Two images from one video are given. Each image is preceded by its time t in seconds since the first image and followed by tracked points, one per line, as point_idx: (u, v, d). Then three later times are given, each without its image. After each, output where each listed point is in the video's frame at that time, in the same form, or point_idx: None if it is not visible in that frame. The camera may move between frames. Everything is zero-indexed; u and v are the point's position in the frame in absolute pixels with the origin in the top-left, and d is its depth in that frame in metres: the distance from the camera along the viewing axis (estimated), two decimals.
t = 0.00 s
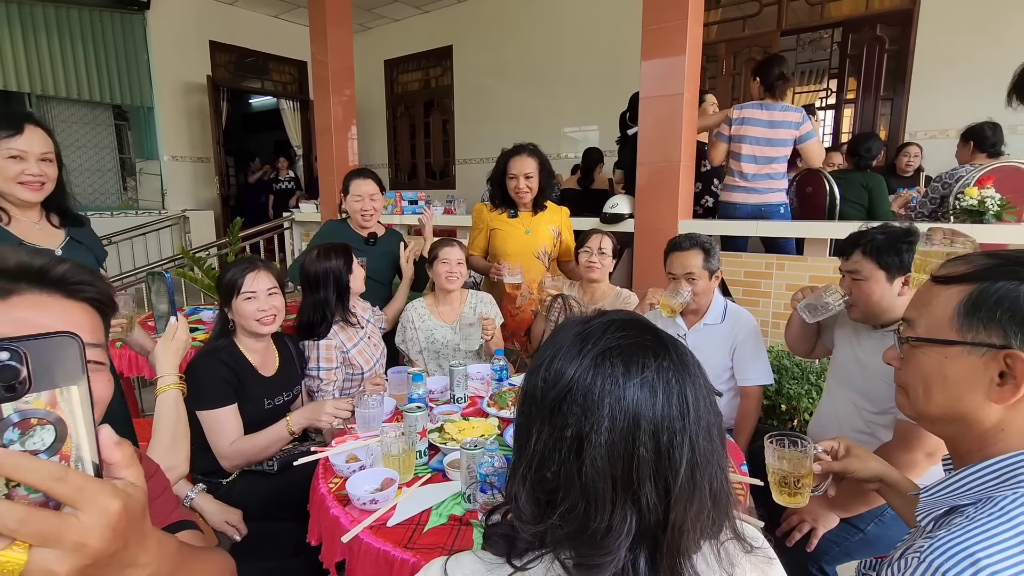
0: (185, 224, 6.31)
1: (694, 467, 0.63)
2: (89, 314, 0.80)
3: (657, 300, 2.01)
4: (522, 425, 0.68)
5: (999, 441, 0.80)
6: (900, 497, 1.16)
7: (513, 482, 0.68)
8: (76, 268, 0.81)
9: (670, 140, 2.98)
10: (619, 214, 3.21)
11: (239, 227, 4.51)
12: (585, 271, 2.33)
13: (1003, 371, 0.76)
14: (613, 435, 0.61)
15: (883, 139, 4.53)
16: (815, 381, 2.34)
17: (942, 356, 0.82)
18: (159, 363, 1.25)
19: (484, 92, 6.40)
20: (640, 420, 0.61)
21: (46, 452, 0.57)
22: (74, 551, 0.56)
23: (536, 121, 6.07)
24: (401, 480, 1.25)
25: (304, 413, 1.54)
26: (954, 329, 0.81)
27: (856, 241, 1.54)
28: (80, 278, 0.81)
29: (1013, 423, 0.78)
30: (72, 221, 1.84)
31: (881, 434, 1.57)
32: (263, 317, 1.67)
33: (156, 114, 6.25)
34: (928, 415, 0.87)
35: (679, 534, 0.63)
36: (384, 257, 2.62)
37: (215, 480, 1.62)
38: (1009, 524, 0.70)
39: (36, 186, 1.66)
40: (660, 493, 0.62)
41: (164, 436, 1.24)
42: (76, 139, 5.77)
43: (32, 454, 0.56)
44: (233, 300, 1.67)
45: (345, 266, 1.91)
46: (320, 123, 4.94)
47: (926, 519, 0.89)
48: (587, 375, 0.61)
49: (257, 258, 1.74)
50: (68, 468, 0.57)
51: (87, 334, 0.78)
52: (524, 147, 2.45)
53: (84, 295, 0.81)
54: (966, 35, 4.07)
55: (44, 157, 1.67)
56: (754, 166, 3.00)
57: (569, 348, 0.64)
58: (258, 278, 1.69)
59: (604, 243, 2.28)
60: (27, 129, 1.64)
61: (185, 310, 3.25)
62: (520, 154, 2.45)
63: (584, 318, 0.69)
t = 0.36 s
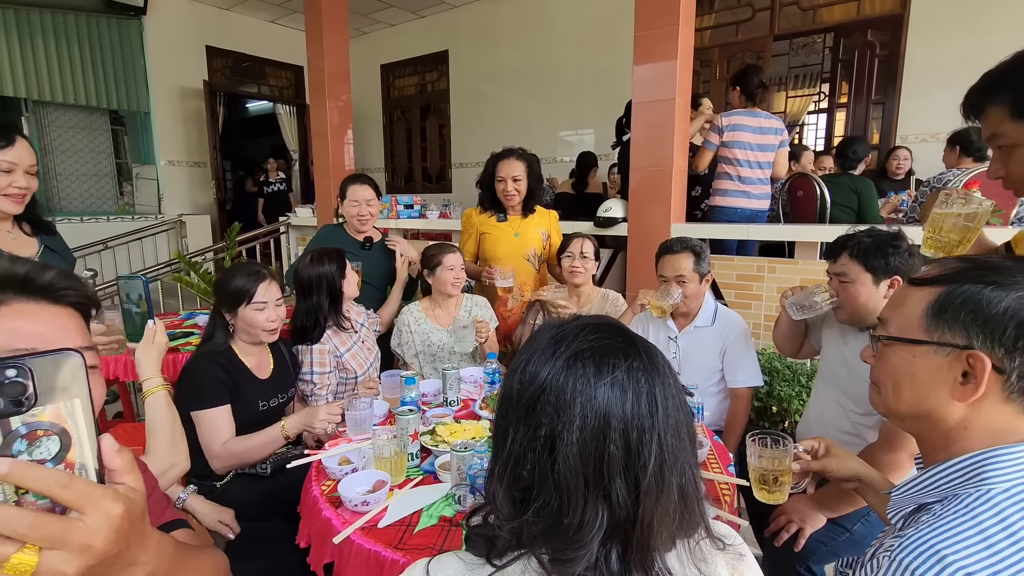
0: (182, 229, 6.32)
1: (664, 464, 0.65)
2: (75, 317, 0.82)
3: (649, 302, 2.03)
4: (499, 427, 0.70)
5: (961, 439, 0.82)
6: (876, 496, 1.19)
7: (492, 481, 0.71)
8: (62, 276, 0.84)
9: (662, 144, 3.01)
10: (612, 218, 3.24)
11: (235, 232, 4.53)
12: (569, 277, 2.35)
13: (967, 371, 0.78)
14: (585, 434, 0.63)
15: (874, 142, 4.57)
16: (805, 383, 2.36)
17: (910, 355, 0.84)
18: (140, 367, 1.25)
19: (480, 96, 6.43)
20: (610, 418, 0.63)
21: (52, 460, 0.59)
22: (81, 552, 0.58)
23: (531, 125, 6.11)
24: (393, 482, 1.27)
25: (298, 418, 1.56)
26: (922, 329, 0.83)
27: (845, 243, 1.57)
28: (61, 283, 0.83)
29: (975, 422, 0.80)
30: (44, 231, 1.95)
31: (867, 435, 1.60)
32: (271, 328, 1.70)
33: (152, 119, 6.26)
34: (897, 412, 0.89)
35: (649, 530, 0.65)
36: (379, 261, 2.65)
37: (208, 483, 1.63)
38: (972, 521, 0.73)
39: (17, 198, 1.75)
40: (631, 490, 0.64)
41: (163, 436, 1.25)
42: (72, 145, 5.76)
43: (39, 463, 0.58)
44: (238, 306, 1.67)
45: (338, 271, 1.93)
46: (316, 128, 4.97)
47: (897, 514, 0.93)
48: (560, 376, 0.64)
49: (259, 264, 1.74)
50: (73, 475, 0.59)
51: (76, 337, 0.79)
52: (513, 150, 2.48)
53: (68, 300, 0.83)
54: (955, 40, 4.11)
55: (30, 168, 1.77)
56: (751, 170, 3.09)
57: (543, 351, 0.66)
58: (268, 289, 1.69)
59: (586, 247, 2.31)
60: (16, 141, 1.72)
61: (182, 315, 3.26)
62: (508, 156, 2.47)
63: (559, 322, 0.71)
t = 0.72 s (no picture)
0: (184, 233, 6.35)
1: (652, 461, 0.65)
2: (51, 324, 0.81)
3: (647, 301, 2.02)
4: (488, 428, 0.70)
5: (945, 437, 0.82)
6: (868, 499, 1.19)
7: (481, 482, 0.70)
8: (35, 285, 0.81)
9: (662, 145, 3.01)
10: (612, 220, 3.21)
11: (237, 236, 4.55)
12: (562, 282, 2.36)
13: (947, 368, 0.79)
14: (573, 432, 0.63)
15: (875, 143, 4.56)
16: (805, 383, 2.35)
17: (895, 351, 0.85)
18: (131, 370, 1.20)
19: (480, 99, 6.44)
20: (598, 416, 0.63)
21: (62, 460, 0.59)
22: (95, 547, 0.59)
23: (532, 128, 6.11)
24: (390, 485, 1.27)
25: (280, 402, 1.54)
26: (907, 326, 0.83)
27: (845, 243, 1.56)
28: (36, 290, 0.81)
29: (958, 420, 0.80)
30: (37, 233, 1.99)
31: (866, 436, 1.59)
32: (282, 334, 1.70)
33: (155, 124, 6.29)
34: (882, 409, 0.89)
35: (638, 527, 0.65)
36: (379, 263, 2.65)
37: (210, 485, 1.62)
38: (961, 522, 0.74)
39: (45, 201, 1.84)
40: (620, 487, 0.65)
41: (168, 437, 1.19)
42: (76, 150, 5.81)
43: (50, 464, 0.58)
44: (249, 311, 1.66)
45: (335, 273, 1.94)
46: (317, 132, 4.98)
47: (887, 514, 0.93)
48: (548, 375, 0.64)
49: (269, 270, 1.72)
50: (84, 475, 0.59)
51: (52, 342, 0.78)
52: (495, 153, 2.51)
53: (44, 308, 0.81)
54: (955, 40, 4.10)
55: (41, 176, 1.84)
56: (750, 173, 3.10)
57: (530, 351, 0.67)
58: (281, 296, 1.69)
59: (577, 250, 2.31)
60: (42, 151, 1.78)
61: (183, 319, 3.27)
62: (491, 160, 2.50)
63: (545, 323, 0.71)
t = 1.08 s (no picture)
0: (193, 238, 6.39)
1: (648, 463, 0.65)
2: (26, 328, 0.79)
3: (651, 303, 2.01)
4: (485, 433, 0.70)
5: (945, 437, 0.81)
6: (872, 501, 1.20)
7: (479, 487, 0.70)
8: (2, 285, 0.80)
9: (667, 147, 3.00)
10: (618, 222, 3.19)
11: (245, 240, 4.57)
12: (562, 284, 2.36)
13: (945, 370, 0.78)
14: (570, 435, 0.63)
15: (884, 143, 4.53)
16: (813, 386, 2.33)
17: (894, 351, 0.84)
18: (138, 371, 1.21)
19: (486, 102, 6.46)
20: (594, 419, 0.63)
21: (58, 464, 0.60)
22: (87, 552, 0.59)
23: (538, 130, 6.12)
24: (395, 488, 1.27)
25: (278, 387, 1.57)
26: (907, 326, 0.83)
27: (854, 242, 1.56)
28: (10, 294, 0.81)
29: (957, 421, 0.79)
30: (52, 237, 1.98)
31: (875, 438, 1.58)
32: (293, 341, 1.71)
33: (165, 130, 6.35)
34: (883, 408, 0.89)
35: (635, 530, 0.65)
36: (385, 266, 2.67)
37: (217, 488, 1.62)
38: (964, 523, 0.73)
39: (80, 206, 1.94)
40: (617, 490, 0.64)
41: (184, 432, 1.21)
42: (87, 156, 5.91)
43: (46, 467, 0.59)
44: (260, 318, 1.67)
45: (340, 277, 1.96)
46: (324, 136, 5.02)
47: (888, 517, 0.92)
48: (543, 378, 0.64)
49: (283, 276, 1.72)
50: (79, 479, 0.60)
51: (22, 348, 0.76)
52: (487, 160, 2.54)
53: (20, 310, 0.80)
54: (964, 38, 4.07)
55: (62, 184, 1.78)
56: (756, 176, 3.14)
57: (526, 354, 0.67)
58: (295, 303, 1.69)
59: (576, 252, 2.30)
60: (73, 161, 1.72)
61: (191, 323, 3.28)
62: (482, 167, 2.54)
63: (541, 326, 0.71)
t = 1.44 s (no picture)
0: (206, 244, 6.46)
1: (655, 470, 0.65)
2: (30, 335, 0.79)
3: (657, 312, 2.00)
4: (491, 439, 0.70)
5: (958, 442, 0.80)
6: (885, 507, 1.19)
7: (486, 493, 0.70)
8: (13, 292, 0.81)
9: (676, 150, 2.99)
10: (626, 226, 3.19)
11: (257, 246, 4.62)
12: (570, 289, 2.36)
13: (956, 375, 0.78)
14: (576, 441, 0.63)
15: (896, 144, 4.48)
16: (825, 390, 2.31)
17: (904, 356, 0.84)
18: (156, 377, 1.23)
19: (495, 107, 6.49)
20: (600, 425, 0.63)
21: (93, 478, 0.61)
22: (118, 565, 0.60)
23: (547, 135, 6.13)
24: (404, 492, 1.28)
25: (286, 382, 1.59)
26: (916, 332, 0.83)
27: (870, 242, 1.54)
28: (12, 301, 0.80)
29: (969, 427, 0.78)
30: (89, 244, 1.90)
31: (889, 443, 1.56)
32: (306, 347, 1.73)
33: (178, 138, 6.45)
34: (895, 415, 0.88)
35: (642, 536, 0.65)
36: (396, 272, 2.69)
37: (230, 492, 1.64)
38: (977, 530, 0.72)
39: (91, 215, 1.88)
40: (624, 496, 0.64)
41: (203, 433, 1.22)
42: (105, 165, 6.07)
43: (82, 481, 0.60)
44: (274, 324, 1.68)
45: (350, 281, 1.98)
46: (335, 143, 5.06)
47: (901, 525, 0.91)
48: (550, 384, 0.64)
49: (297, 283, 1.73)
50: (112, 493, 0.61)
51: (21, 356, 0.77)
52: (489, 167, 2.54)
53: (21, 317, 0.80)
54: (976, 38, 4.03)
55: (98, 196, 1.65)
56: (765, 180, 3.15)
57: (532, 360, 0.67)
58: (307, 309, 1.71)
59: (584, 259, 2.31)
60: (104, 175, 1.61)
61: (204, 328, 3.32)
62: (484, 174, 2.55)
63: (547, 331, 0.71)
